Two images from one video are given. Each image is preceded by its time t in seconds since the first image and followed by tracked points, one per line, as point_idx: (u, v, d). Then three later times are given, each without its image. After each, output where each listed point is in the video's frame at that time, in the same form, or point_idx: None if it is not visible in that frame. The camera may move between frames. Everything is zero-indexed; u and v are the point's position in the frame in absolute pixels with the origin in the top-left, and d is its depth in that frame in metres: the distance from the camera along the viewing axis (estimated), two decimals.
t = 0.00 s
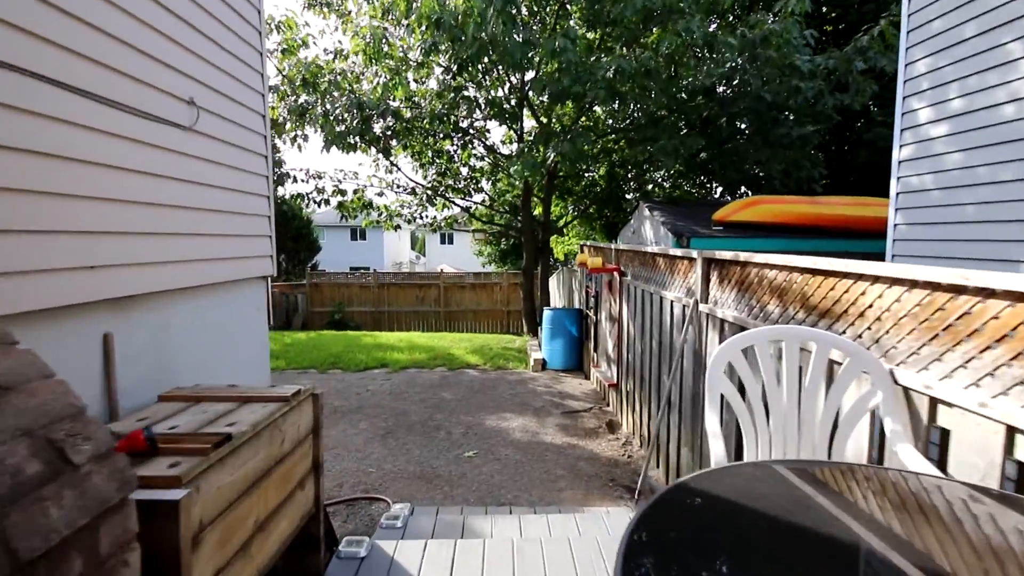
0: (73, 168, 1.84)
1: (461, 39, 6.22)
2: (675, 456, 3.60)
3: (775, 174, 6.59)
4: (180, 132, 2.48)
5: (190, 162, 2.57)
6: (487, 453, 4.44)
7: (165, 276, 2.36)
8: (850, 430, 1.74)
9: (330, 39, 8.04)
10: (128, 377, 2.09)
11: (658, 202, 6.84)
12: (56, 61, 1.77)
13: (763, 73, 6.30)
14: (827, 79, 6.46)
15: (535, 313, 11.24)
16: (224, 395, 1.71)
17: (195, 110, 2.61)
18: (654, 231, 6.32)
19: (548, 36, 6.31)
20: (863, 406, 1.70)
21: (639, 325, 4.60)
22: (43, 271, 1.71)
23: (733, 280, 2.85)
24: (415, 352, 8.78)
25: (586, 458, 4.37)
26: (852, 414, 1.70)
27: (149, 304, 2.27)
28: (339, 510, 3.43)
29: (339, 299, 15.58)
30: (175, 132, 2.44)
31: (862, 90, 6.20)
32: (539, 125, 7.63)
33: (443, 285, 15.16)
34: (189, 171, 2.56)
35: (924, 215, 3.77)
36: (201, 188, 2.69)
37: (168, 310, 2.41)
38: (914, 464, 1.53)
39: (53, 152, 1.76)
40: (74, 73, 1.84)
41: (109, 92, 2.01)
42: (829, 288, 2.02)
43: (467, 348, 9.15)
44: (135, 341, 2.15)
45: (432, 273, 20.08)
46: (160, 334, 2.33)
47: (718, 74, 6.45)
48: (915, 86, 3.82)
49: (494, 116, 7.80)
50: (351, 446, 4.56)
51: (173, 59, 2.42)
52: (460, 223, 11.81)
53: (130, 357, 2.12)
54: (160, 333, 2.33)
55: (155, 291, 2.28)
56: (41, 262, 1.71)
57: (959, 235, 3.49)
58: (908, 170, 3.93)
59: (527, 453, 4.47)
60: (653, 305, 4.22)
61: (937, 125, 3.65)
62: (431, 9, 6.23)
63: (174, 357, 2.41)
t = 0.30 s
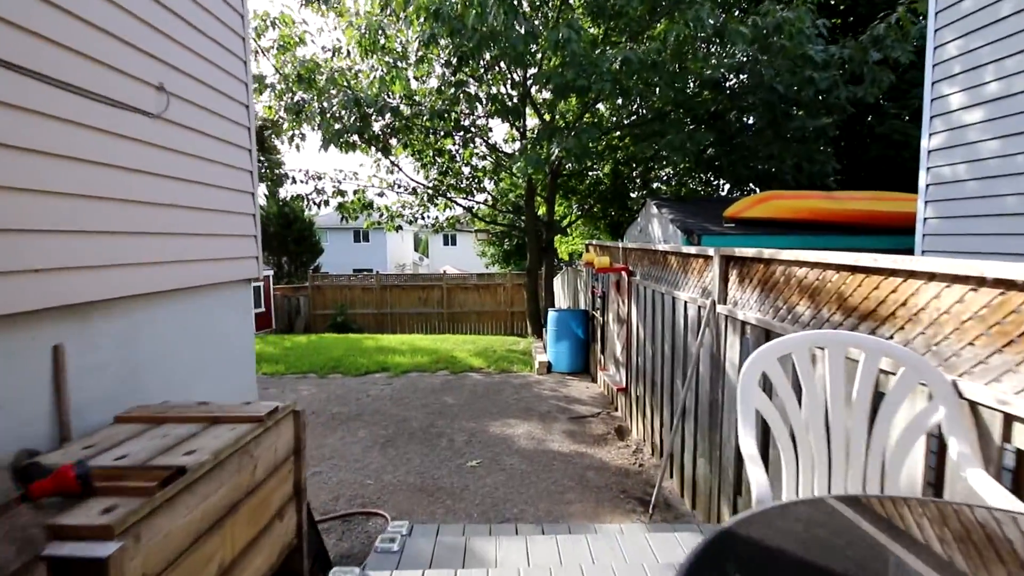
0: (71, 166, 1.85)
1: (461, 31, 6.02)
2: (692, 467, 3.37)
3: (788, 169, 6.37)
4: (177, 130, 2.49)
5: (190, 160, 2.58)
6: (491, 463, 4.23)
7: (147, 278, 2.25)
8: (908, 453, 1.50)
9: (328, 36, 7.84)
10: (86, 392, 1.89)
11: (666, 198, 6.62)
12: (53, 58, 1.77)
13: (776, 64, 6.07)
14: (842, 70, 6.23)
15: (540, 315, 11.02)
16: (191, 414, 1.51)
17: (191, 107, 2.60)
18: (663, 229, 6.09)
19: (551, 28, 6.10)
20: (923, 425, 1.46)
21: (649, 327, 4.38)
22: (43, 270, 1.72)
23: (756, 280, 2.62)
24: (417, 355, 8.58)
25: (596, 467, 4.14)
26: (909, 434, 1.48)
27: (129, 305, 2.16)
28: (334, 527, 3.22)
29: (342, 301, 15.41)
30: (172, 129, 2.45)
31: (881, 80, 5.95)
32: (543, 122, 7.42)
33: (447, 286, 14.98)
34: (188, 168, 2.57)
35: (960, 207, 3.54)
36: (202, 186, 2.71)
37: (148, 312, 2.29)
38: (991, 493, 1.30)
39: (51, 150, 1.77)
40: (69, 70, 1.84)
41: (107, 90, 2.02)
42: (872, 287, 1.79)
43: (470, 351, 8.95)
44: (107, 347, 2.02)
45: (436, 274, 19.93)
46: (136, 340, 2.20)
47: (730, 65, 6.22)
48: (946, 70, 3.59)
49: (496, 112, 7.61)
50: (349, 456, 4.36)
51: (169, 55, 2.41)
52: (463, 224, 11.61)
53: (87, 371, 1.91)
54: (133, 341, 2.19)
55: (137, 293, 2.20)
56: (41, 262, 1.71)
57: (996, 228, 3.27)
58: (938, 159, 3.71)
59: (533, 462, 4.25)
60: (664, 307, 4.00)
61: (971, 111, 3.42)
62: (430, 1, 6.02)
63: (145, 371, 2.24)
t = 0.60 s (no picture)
0: (52, 169, 1.84)
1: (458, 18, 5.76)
2: (708, 479, 3.14)
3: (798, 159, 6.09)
4: (167, 130, 2.49)
5: (180, 161, 2.59)
6: (493, 472, 4.01)
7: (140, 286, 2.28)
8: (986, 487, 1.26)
9: (320, 30, 7.55)
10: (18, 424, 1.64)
11: (673, 191, 6.37)
12: None
13: (787, 47, 5.80)
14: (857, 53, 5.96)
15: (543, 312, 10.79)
16: (132, 450, 1.31)
17: (182, 107, 2.61)
18: (670, 222, 5.84)
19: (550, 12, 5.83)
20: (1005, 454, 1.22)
21: (659, 328, 4.14)
22: (21, 278, 1.70)
23: (781, 278, 2.38)
24: (417, 356, 8.36)
25: (604, 476, 3.92)
26: (988, 464, 1.24)
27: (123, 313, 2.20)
28: (325, 548, 3.01)
29: (341, 301, 15.18)
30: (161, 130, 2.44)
31: (898, 63, 5.68)
32: (544, 113, 7.17)
33: (448, 284, 14.76)
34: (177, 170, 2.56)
35: (995, 196, 3.32)
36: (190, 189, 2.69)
37: (142, 321, 2.31)
38: None
39: (36, 154, 1.77)
40: (54, 71, 1.84)
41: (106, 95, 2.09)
42: (927, 287, 1.55)
43: (471, 350, 8.72)
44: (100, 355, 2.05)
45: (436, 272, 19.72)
46: (127, 348, 2.21)
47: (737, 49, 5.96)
48: (979, 48, 3.36)
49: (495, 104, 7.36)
50: (344, 467, 4.14)
51: (146, 47, 2.33)
52: (462, 220, 11.36)
53: (24, 400, 1.72)
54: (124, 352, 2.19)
55: (129, 299, 2.22)
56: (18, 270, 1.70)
57: None
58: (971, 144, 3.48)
59: (537, 471, 4.04)
60: (675, 306, 3.76)
61: (1010, 91, 3.19)
62: None
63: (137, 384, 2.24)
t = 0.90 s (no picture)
0: (54, 169, 1.91)
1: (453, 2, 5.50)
2: (725, 489, 2.93)
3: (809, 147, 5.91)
4: (154, 125, 2.48)
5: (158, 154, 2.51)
6: (494, 481, 3.80)
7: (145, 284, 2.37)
8: None
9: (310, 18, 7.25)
10: None
11: (678, 182, 6.13)
12: None
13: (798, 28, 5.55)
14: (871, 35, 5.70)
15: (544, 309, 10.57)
16: (58, 497, 1.17)
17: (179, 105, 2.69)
18: (676, 215, 5.60)
19: None
20: None
21: (668, 326, 3.92)
22: (21, 276, 1.76)
23: (809, 272, 2.15)
24: (416, 356, 8.15)
25: (611, 484, 3.70)
26: None
27: (128, 311, 2.28)
28: (314, 569, 2.79)
29: (340, 299, 14.95)
30: (161, 129, 2.53)
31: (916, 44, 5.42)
32: (544, 102, 6.92)
33: (448, 281, 14.54)
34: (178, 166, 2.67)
35: None
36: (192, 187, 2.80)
37: (147, 319, 2.40)
38: None
39: None
40: (3, 56, 1.71)
41: (82, 87, 2.04)
42: (997, 283, 1.35)
43: (472, 350, 8.50)
44: (102, 353, 2.11)
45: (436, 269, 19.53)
46: (130, 346, 2.29)
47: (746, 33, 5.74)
48: (1018, 18, 3.11)
49: (493, 94, 7.09)
50: (337, 477, 3.93)
51: (97, 20, 2.11)
52: (461, 217, 11.12)
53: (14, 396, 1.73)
54: (128, 350, 2.27)
55: (133, 297, 2.31)
56: (20, 269, 1.76)
57: None
58: (1008, 124, 3.26)
59: (540, 478, 3.82)
60: (686, 304, 3.54)
61: None
62: None
63: (140, 381, 2.32)
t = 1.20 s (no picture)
0: (47, 169, 2.03)
1: None
2: (745, 504, 2.70)
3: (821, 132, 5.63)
4: (104, 111, 2.35)
5: (110, 144, 2.38)
6: (495, 492, 3.56)
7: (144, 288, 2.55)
8: None
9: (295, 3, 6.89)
10: None
11: (684, 171, 5.86)
12: None
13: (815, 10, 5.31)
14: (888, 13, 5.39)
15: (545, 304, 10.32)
16: None
17: (133, 88, 2.54)
18: (683, 205, 5.33)
19: None
20: None
21: (677, 325, 3.67)
22: (11, 279, 1.85)
23: (848, 269, 1.90)
24: (414, 354, 7.90)
25: (619, 494, 3.46)
26: None
27: (131, 313, 2.46)
28: None
29: (336, 296, 14.67)
30: (122, 116, 2.46)
31: (936, 22, 5.12)
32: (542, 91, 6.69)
33: (446, 276, 14.28)
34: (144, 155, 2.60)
35: None
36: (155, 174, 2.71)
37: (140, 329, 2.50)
38: None
39: None
40: None
41: (38, 79, 1.99)
42: None
43: (471, 347, 8.25)
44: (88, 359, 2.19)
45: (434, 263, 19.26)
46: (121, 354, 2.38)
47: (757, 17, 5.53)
48: None
49: (490, 80, 6.72)
50: (327, 490, 3.68)
51: None
52: (458, 210, 10.83)
53: None
54: (133, 352, 2.44)
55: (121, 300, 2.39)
56: (12, 270, 1.85)
57: None
58: None
59: (544, 489, 3.58)
60: (698, 302, 3.29)
61: None
62: None
63: (145, 382, 2.49)
